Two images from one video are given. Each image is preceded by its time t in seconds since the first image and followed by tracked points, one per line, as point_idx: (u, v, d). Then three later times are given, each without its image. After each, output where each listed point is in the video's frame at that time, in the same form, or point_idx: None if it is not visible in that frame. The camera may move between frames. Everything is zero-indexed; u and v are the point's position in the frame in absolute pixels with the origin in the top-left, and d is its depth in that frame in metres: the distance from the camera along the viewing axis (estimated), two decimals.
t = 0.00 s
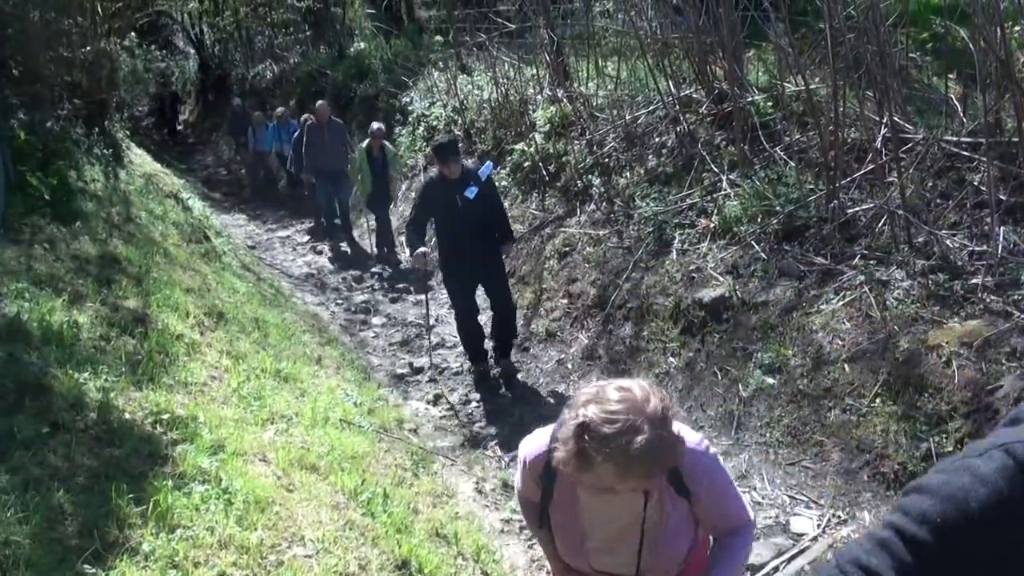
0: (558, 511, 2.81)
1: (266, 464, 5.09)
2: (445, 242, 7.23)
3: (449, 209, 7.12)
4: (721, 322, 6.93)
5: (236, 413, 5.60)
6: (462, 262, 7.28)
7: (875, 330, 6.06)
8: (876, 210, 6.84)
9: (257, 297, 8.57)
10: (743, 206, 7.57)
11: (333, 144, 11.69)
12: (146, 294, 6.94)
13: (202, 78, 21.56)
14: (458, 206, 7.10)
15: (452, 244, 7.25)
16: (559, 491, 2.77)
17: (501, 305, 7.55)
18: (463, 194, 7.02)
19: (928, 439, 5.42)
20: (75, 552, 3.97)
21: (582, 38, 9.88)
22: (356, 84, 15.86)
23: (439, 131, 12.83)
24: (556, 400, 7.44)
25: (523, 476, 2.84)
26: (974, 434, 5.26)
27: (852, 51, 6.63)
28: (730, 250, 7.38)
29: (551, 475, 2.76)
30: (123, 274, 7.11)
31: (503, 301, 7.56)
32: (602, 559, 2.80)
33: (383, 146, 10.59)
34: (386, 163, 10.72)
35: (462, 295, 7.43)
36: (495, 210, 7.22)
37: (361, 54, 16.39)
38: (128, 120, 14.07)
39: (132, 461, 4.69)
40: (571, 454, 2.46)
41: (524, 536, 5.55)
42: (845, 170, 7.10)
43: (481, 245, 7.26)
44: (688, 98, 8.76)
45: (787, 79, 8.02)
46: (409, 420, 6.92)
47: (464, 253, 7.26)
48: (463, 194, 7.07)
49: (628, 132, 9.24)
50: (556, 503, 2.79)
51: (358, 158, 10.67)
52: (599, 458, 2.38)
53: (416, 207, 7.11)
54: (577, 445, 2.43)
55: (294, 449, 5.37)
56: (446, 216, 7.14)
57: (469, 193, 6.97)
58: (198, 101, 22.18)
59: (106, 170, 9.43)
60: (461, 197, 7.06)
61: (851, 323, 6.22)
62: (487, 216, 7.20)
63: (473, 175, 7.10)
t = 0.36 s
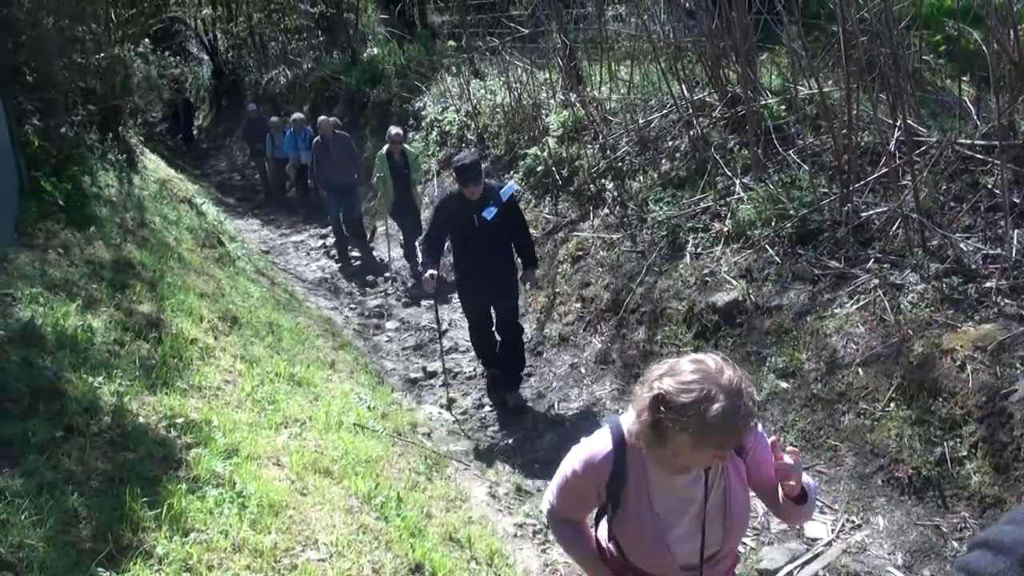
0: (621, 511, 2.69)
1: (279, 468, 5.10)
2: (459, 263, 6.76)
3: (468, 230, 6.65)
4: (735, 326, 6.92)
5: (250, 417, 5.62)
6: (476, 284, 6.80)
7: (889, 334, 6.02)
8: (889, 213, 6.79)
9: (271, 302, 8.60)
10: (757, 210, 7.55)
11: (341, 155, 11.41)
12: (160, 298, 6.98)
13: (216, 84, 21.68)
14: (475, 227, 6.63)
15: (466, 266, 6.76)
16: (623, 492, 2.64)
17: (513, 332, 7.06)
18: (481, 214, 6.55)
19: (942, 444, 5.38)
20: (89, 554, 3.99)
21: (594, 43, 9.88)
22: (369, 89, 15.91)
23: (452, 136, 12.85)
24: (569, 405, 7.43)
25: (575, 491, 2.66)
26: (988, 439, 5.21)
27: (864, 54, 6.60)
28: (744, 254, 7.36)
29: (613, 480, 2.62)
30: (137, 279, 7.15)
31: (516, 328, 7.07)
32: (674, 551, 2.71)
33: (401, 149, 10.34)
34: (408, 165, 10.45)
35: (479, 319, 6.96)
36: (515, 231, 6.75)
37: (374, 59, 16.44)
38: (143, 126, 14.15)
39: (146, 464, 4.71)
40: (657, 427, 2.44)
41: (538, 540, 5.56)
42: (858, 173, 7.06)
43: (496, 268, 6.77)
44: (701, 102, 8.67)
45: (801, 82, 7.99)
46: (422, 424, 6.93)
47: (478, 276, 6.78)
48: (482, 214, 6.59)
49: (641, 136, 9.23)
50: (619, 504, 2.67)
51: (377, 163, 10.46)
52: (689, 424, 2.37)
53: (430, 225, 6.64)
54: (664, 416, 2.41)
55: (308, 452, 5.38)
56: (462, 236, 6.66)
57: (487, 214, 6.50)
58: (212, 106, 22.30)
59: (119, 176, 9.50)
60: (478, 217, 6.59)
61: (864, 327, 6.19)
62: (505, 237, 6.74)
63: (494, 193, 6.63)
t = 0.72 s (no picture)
0: (678, 541, 2.58)
1: (284, 470, 5.11)
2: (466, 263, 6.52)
3: (477, 231, 6.43)
4: (740, 333, 6.92)
5: (254, 418, 5.63)
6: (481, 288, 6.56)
7: (895, 342, 6.00)
8: (895, 221, 6.78)
9: (276, 303, 8.62)
10: (763, 216, 7.54)
11: (336, 158, 11.14)
12: (166, 299, 6.99)
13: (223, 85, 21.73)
14: (485, 228, 6.39)
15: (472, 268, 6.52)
16: (681, 520, 2.54)
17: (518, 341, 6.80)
18: (492, 215, 6.32)
19: (947, 453, 5.36)
20: (92, 554, 3.99)
21: (602, 48, 9.89)
22: (377, 92, 15.93)
23: (458, 140, 12.86)
24: (573, 410, 7.43)
25: (631, 518, 2.55)
26: (992, 449, 5.18)
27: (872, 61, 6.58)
28: (750, 261, 7.35)
29: (675, 506, 2.51)
30: (143, 279, 7.16)
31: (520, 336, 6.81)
32: None
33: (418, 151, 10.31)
34: (423, 168, 10.43)
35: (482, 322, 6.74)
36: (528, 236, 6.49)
37: (381, 62, 16.48)
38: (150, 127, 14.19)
39: (150, 464, 4.71)
40: (723, 440, 2.39)
41: (541, 545, 5.56)
42: (865, 181, 7.05)
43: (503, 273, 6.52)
44: (708, 108, 8.69)
45: (808, 89, 7.97)
46: (427, 427, 6.93)
47: (484, 279, 6.53)
48: (493, 215, 6.35)
49: (648, 142, 9.22)
50: (678, 532, 2.56)
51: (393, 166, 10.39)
52: (758, 435, 2.32)
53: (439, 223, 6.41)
54: (731, 427, 2.36)
55: (312, 454, 5.38)
56: (471, 237, 6.42)
57: (499, 216, 6.26)
58: (219, 108, 22.35)
59: (126, 176, 9.53)
60: (490, 218, 6.35)
61: (870, 335, 6.18)
62: (516, 241, 6.48)
63: (509, 195, 6.38)
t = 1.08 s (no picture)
0: None
1: (284, 473, 5.10)
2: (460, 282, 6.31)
3: (472, 247, 6.19)
4: (742, 338, 6.91)
5: (255, 421, 5.62)
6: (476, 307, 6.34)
7: (896, 348, 5.99)
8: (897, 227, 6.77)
9: (277, 306, 8.62)
10: (766, 221, 7.54)
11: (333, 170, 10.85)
12: (167, 301, 6.99)
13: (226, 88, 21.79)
14: (480, 245, 6.19)
15: (466, 287, 6.30)
16: None
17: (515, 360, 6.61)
18: (488, 232, 6.13)
19: (948, 459, 5.36)
20: (93, 557, 3.98)
21: (604, 52, 9.90)
22: (379, 95, 15.94)
23: (460, 143, 12.87)
24: (574, 415, 7.43)
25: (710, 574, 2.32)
26: (994, 455, 5.16)
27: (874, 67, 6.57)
28: (752, 265, 7.35)
29: (765, 561, 2.30)
30: (145, 282, 7.16)
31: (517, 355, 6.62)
32: None
33: (440, 158, 10.40)
34: (442, 173, 10.48)
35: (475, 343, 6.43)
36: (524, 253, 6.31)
37: (384, 65, 16.50)
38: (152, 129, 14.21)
39: (151, 467, 4.71)
40: (816, 485, 2.25)
41: (541, 550, 5.56)
42: (867, 186, 7.04)
43: (499, 291, 6.32)
44: (711, 112, 8.67)
45: (810, 94, 7.96)
46: (428, 431, 6.92)
47: (478, 298, 6.32)
48: (488, 231, 6.16)
49: (650, 146, 9.21)
50: None
51: (413, 168, 10.41)
52: (857, 480, 2.19)
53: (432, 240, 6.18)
54: (826, 470, 2.23)
55: (313, 458, 5.38)
56: (464, 254, 6.22)
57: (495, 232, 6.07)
58: (222, 110, 22.37)
59: (127, 178, 9.55)
60: (485, 234, 6.16)
61: (871, 341, 6.17)
62: (511, 258, 6.29)
63: (504, 210, 6.20)
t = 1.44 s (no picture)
0: None
1: (288, 479, 5.09)
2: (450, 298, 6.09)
3: (458, 263, 5.98)
4: (747, 343, 6.89)
5: (259, 427, 5.62)
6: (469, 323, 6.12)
7: (902, 353, 5.97)
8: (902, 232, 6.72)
9: (282, 311, 8.62)
10: (770, 226, 7.52)
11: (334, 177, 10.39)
12: (171, 306, 6.99)
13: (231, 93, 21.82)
14: (465, 257, 5.96)
15: (456, 302, 6.08)
16: None
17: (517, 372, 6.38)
18: (471, 243, 5.90)
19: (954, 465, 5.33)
20: (96, 564, 3.97)
21: (609, 57, 9.89)
22: (383, 101, 15.95)
23: (465, 148, 12.86)
24: (579, 420, 7.42)
25: None
26: (1000, 462, 5.14)
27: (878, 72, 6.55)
28: (757, 271, 7.33)
29: None
30: (149, 287, 7.16)
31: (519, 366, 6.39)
32: None
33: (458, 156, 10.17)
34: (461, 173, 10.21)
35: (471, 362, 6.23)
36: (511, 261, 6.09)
37: (388, 71, 16.51)
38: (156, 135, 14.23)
39: (155, 473, 4.70)
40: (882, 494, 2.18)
41: (546, 556, 5.54)
42: (872, 191, 7.01)
43: (490, 305, 6.10)
44: (715, 117, 8.62)
45: (815, 99, 7.94)
46: (432, 437, 6.90)
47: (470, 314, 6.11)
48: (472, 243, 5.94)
49: (655, 151, 9.19)
50: None
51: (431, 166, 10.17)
52: (922, 491, 2.12)
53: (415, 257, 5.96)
54: (891, 475, 2.16)
55: (317, 463, 5.37)
56: (450, 268, 6.00)
57: (479, 242, 5.84)
58: (226, 115, 22.40)
59: (132, 184, 9.55)
60: (469, 246, 5.93)
61: (877, 346, 6.14)
62: (499, 267, 6.06)
63: (485, 219, 5.96)
